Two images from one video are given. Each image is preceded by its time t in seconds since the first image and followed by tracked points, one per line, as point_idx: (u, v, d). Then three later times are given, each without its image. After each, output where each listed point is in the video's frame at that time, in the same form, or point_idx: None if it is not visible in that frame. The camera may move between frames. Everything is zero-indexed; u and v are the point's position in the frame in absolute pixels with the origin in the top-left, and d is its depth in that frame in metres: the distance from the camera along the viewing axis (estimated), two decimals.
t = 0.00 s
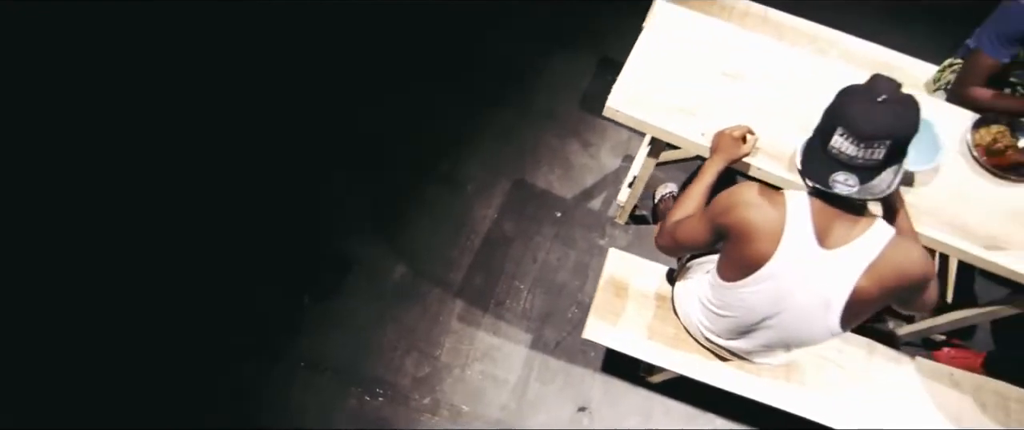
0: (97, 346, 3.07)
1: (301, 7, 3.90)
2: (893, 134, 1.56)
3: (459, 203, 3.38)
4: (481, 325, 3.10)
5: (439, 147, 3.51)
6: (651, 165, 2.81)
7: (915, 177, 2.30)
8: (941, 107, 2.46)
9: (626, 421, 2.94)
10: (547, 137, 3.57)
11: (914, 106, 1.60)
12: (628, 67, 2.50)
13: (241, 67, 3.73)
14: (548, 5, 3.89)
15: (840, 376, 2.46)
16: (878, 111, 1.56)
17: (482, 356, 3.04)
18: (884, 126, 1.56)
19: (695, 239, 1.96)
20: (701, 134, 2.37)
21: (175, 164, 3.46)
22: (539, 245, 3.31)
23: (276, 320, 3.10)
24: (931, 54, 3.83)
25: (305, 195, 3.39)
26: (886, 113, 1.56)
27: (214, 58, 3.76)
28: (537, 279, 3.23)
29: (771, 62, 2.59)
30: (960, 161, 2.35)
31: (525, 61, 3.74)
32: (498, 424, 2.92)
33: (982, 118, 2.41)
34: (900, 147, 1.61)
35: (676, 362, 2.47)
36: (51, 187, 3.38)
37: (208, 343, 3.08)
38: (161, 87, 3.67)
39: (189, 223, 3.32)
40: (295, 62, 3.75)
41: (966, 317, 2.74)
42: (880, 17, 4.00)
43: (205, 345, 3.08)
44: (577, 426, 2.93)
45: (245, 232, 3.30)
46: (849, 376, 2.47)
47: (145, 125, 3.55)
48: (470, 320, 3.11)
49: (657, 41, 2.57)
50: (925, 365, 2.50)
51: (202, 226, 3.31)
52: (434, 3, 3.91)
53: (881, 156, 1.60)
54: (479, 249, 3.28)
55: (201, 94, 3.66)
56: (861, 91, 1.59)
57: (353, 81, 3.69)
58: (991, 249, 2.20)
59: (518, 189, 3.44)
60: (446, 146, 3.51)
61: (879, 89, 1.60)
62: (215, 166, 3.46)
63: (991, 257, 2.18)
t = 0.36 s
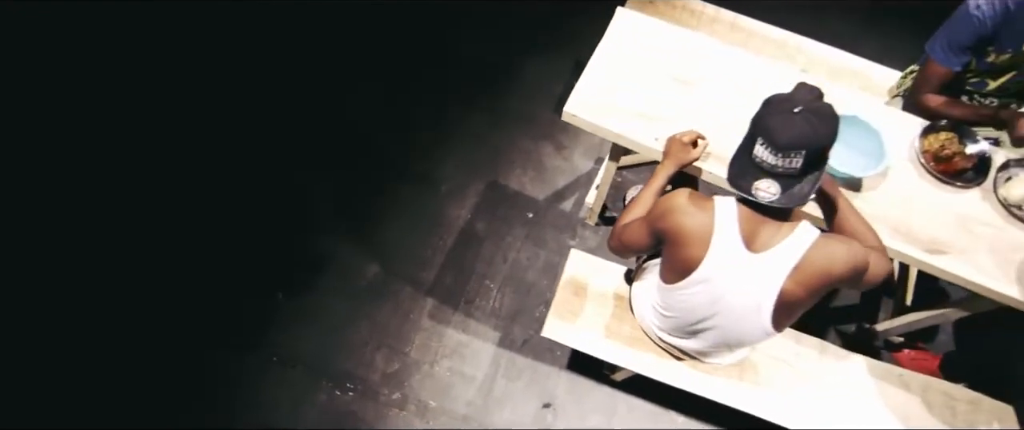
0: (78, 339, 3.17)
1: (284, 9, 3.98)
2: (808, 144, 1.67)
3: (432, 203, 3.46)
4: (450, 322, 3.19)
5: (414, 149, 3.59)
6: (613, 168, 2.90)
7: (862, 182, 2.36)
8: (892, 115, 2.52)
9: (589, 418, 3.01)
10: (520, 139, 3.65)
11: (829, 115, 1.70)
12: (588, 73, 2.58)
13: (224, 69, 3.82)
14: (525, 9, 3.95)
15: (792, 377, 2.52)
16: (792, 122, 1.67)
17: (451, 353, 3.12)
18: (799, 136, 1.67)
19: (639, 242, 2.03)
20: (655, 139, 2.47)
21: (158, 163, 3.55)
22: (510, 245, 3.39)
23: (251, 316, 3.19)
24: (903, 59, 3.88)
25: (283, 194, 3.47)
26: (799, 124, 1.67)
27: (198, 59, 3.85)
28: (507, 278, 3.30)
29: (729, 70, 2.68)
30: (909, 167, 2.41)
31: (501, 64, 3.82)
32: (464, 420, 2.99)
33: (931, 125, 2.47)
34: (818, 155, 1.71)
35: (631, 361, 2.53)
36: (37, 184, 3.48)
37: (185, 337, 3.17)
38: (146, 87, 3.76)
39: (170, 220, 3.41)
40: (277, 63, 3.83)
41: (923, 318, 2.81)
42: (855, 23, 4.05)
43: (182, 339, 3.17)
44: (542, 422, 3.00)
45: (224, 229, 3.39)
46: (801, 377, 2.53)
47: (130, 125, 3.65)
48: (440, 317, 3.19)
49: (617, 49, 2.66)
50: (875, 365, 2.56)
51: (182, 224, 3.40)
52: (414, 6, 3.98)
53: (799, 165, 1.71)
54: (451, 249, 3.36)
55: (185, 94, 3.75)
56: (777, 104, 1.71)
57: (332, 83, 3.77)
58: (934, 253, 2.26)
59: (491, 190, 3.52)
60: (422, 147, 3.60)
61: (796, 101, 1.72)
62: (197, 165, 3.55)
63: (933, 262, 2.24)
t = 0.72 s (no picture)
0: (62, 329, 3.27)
1: (270, 9, 4.05)
2: (722, 140, 1.79)
3: (409, 202, 3.54)
4: (423, 319, 3.25)
5: (393, 148, 3.67)
6: (578, 171, 2.93)
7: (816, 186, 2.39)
8: (848, 121, 2.58)
9: (556, 414, 3.07)
10: (497, 139, 3.71)
11: (741, 113, 1.83)
12: (551, 76, 2.65)
13: (210, 67, 3.90)
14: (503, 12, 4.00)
15: (748, 376, 2.59)
16: (705, 121, 1.81)
17: (422, 348, 3.19)
18: (714, 133, 1.80)
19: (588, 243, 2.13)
20: (612, 141, 2.55)
21: (143, 159, 3.65)
22: (484, 244, 3.45)
23: (228, 309, 3.27)
24: (880, 63, 3.91)
25: (263, 192, 3.56)
26: (712, 122, 1.80)
27: (185, 58, 3.92)
28: (479, 276, 3.37)
29: (690, 75, 2.74)
30: (862, 171, 2.46)
31: (480, 65, 3.87)
32: (433, 414, 3.06)
33: (885, 130, 2.52)
34: (736, 151, 1.82)
35: (590, 357, 2.59)
36: (9, 180, 3.57)
37: (163, 330, 3.26)
38: (133, 84, 3.85)
39: (153, 215, 3.51)
40: (262, 63, 3.91)
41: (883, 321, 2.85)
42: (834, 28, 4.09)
43: (160, 331, 3.26)
44: (509, 418, 3.06)
45: (206, 225, 3.48)
46: (756, 376, 2.59)
47: (117, 122, 3.74)
48: (413, 313, 3.26)
49: (581, 52, 2.72)
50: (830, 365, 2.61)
51: (165, 219, 3.50)
52: (395, 8, 4.05)
53: (719, 161, 1.82)
54: (425, 247, 3.43)
55: (171, 93, 3.84)
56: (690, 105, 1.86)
57: (314, 82, 3.85)
58: (880, 255, 2.30)
59: (467, 189, 3.59)
60: (401, 147, 3.67)
61: (709, 102, 1.86)
62: (181, 162, 3.64)
63: (879, 263, 2.29)
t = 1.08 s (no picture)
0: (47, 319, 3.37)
1: (255, 8, 4.13)
2: (673, 153, 1.82)
3: (386, 200, 3.62)
4: (396, 313, 3.34)
5: (372, 147, 3.75)
6: (544, 170, 3.01)
7: (768, 187, 2.47)
8: (803, 125, 2.65)
9: (522, 408, 3.15)
10: (475, 139, 3.78)
11: (699, 132, 1.86)
12: (515, 79, 2.73)
13: (196, 65, 3.99)
14: (483, 12, 4.05)
15: (703, 371, 2.66)
16: (662, 132, 1.83)
17: (394, 342, 3.27)
18: (666, 145, 1.83)
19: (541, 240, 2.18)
20: (570, 142, 2.63)
21: (129, 155, 3.74)
22: (458, 241, 3.53)
23: (208, 301, 3.37)
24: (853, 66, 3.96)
25: (245, 188, 3.65)
26: (666, 134, 1.83)
27: (172, 56, 4.02)
28: (452, 272, 3.45)
29: (653, 79, 2.81)
30: (816, 174, 2.54)
31: (460, 65, 3.93)
32: (403, 406, 3.14)
33: (839, 135, 2.58)
34: (685, 167, 1.85)
35: (550, 352, 2.68)
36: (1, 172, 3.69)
37: (144, 320, 3.35)
38: (116, 79, 3.95)
39: (137, 210, 3.60)
40: (246, 61, 3.99)
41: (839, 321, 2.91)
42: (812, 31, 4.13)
43: (142, 322, 3.36)
44: (477, 411, 3.14)
45: (188, 220, 3.58)
46: (712, 372, 2.66)
47: (104, 118, 3.84)
48: (386, 308, 3.35)
49: (546, 55, 2.80)
50: (784, 362, 2.67)
51: (149, 213, 3.59)
52: (377, 8, 4.10)
53: (666, 173, 1.84)
54: (401, 244, 3.52)
55: (158, 90, 3.93)
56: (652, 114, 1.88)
57: (297, 81, 3.92)
58: (830, 256, 2.37)
59: (443, 188, 3.66)
60: (380, 145, 3.75)
61: (670, 114, 1.88)
62: (165, 158, 3.74)
63: (827, 264, 2.36)
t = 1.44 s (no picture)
0: (32, 306, 3.48)
1: (246, 7, 4.23)
2: (635, 165, 1.84)
3: (367, 196, 3.71)
4: (372, 306, 3.44)
5: (355, 144, 3.84)
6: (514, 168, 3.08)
7: (724, 188, 2.56)
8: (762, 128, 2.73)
9: (491, 400, 3.25)
10: (455, 137, 3.86)
11: (661, 145, 1.89)
12: (485, 80, 2.83)
13: (186, 62, 4.09)
14: (468, 14, 4.13)
15: (660, 365, 2.73)
16: (625, 142, 1.84)
17: (369, 334, 3.37)
18: (629, 156, 1.84)
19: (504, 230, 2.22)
20: (535, 143, 2.73)
21: (119, 148, 3.85)
22: (435, 237, 3.61)
23: (191, 290, 3.48)
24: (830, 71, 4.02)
25: (230, 182, 3.76)
26: (631, 146, 1.84)
27: (163, 52, 4.13)
28: (429, 267, 3.54)
29: (619, 81, 2.90)
30: (772, 176, 2.62)
31: (443, 65, 4.01)
32: (375, 396, 3.24)
33: (797, 139, 2.66)
34: (647, 179, 1.88)
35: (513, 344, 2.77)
36: None
37: (130, 307, 3.47)
38: (109, 73, 4.06)
39: (125, 202, 3.71)
40: (239, 57, 4.10)
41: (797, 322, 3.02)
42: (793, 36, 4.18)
43: (127, 309, 3.47)
44: (446, 402, 3.23)
45: (175, 212, 3.69)
46: (669, 366, 2.73)
47: (96, 112, 3.96)
48: (363, 301, 3.45)
49: (517, 56, 2.90)
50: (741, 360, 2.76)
51: (135, 206, 3.70)
52: (364, 8, 4.20)
53: (626, 183, 1.87)
54: (380, 239, 3.61)
55: (148, 85, 4.03)
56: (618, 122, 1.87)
57: (284, 78, 4.02)
58: (779, 255, 2.45)
59: (422, 185, 3.74)
60: (363, 142, 3.84)
61: (636, 125, 1.90)
62: (153, 152, 3.84)
63: (776, 263, 2.44)
